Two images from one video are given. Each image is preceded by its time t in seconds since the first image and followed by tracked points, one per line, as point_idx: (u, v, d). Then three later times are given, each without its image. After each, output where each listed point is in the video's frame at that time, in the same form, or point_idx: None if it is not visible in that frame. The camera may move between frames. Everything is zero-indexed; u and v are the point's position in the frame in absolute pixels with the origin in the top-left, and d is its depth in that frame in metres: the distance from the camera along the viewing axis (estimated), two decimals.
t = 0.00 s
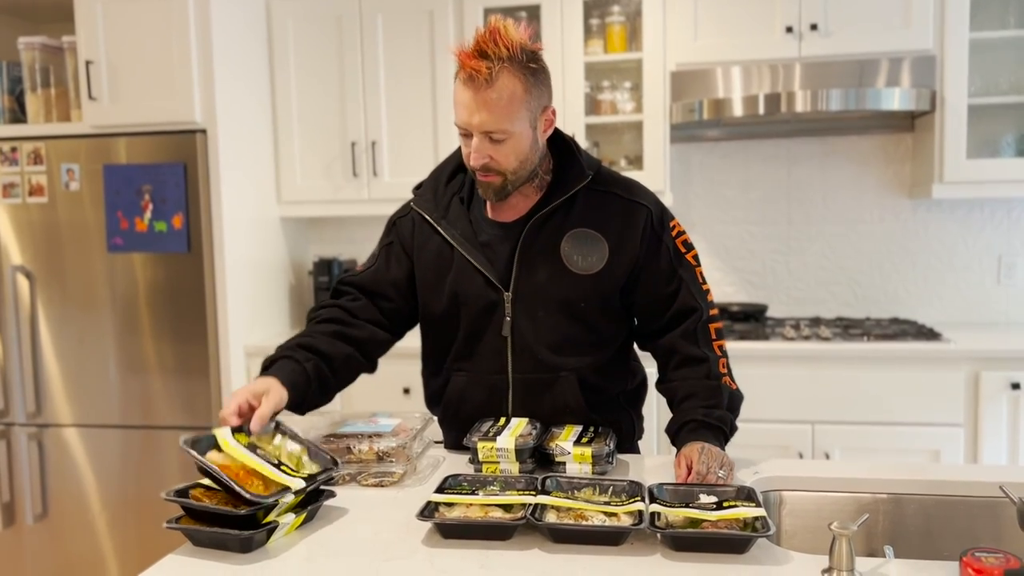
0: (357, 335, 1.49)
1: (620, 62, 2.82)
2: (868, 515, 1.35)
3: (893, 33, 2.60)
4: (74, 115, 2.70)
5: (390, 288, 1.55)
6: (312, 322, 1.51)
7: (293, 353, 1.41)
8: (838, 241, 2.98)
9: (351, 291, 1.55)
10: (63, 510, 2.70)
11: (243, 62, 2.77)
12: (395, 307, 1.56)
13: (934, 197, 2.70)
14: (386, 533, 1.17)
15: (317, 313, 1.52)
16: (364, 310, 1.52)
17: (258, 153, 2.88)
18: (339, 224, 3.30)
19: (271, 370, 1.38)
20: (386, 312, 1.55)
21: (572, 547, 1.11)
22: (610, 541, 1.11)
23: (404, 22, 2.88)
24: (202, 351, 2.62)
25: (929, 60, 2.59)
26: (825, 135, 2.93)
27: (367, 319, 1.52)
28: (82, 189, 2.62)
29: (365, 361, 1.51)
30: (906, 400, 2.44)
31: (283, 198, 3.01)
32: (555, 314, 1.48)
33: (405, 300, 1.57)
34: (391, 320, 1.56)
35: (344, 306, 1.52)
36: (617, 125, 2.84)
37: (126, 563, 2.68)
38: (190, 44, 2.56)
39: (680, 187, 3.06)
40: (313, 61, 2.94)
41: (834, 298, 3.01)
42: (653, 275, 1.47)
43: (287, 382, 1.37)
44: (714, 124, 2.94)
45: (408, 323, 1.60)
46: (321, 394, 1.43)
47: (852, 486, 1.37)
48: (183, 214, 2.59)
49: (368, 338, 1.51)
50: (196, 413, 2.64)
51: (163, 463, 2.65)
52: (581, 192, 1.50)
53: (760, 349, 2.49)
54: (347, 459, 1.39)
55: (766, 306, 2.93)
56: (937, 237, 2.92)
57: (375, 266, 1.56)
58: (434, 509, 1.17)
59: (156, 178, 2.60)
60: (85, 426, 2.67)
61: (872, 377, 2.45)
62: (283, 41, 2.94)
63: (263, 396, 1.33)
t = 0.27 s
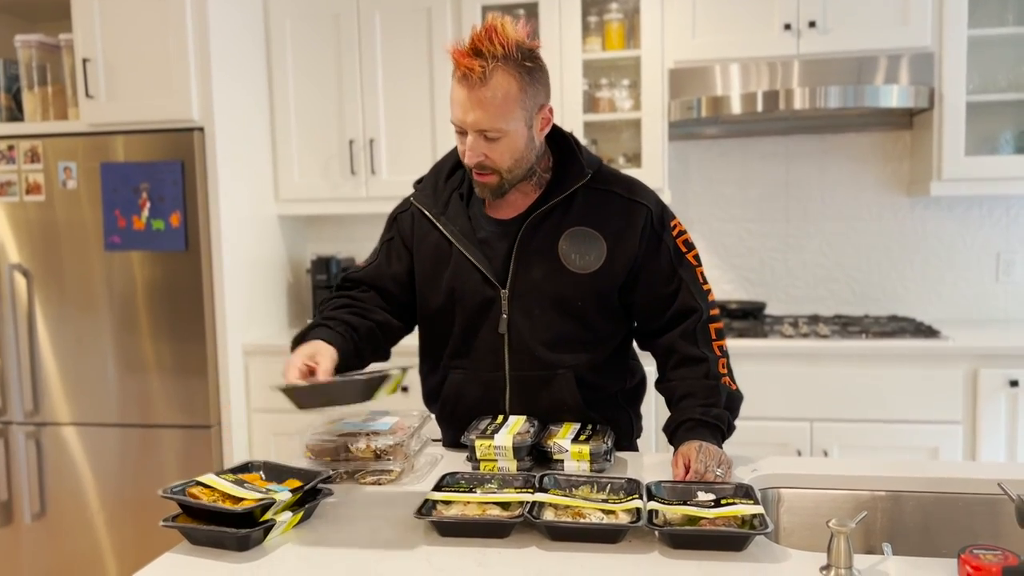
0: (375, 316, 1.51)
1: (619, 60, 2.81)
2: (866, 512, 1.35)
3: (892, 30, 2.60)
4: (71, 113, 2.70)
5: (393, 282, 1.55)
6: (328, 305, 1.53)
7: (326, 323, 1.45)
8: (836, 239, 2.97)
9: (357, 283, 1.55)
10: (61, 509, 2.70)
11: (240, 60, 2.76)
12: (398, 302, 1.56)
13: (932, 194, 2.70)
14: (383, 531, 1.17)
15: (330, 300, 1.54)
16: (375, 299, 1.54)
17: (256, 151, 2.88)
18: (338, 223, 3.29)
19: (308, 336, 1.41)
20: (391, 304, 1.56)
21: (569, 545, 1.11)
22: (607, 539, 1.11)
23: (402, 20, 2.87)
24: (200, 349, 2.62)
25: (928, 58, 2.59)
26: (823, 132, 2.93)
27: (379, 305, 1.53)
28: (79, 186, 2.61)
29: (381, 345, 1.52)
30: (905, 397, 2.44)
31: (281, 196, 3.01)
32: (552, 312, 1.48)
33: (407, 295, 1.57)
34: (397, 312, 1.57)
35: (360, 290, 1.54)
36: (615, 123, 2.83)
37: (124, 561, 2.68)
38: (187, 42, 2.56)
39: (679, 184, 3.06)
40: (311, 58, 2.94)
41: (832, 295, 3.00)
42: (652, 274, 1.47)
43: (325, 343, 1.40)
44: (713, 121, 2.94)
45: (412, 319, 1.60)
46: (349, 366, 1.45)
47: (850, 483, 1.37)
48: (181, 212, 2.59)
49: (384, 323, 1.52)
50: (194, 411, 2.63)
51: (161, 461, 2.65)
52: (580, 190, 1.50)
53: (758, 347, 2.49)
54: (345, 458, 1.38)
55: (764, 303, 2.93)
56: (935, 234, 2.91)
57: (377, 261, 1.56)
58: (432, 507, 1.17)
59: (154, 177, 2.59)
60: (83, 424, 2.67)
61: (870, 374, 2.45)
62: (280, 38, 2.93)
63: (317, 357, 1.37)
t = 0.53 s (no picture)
0: (391, 332, 1.49)
1: (617, 58, 2.81)
2: (865, 510, 1.34)
3: (891, 27, 2.59)
4: (69, 111, 2.69)
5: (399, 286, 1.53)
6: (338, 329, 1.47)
7: (348, 354, 1.40)
8: (835, 237, 2.97)
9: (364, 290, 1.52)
10: (59, 508, 2.69)
11: (238, 58, 2.75)
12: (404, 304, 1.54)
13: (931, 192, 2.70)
14: (382, 530, 1.17)
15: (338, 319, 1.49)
16: (383, 309, 1.51)
17: (254, 149, 2.87)
18: (336, 221, 3.29)
19: (335, 378, 1.36)
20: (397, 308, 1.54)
21: (568, 543, 1.11)
22: (606, 537, 1.10)
23: (400, 18, 2.87)
24: (198, 348, 2.62)
25: (926, 55, 2.58)
26: (822, 130, 2.92)
27: (388, 316, 1.51)
28: (77, 185, 2.61)
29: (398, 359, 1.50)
30: (904, 395, 2.43)
31: (279, 194, 3.00)
32: (552, 310, 1.47)
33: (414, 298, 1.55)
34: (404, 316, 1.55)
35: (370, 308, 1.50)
36: (614, 121, 2.83)
37: (123, 560, 2.68)
38: (185, 40, 2.55)
39: (678, 182, 3.06)
40: (309, 56, 2.93)
41: (831, 293, 3.00)
42: (652, 271, 1.47)
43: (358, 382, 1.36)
44: (711, 119, 2.93)
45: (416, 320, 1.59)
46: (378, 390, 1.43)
47: (849, 481, 1.36)
48: (179, 210, 2.58)
49: (399, 334, 1.50)
50: (193, 410, 2.63)
51: (159, 460, 2.64)
52: (581, 188, 1.50)
53: (757, 345, 2.49)
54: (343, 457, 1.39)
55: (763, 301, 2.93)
56: (934, 232, 2.91)
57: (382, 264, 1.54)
58: (430, 506, 1.17)
59: (151, 175, 2.59)
60: (81, 423, 2.67)
61: (869, 373, 2.44)
62: (278, 36, 2.92)
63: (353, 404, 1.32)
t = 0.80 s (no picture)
0: (386, 337, 1.49)
1: (615, 56, 2.81)
2: (864, 508, 1.35)
3: (889, 26, 2.60)
4: (67, 110, 2.69)
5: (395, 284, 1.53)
6: (334, 325, 1.47)
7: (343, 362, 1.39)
8: (834, 235, 2.97)
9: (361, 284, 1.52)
10: (58, 507, 2.69)
11: (236, 57, 2.75)
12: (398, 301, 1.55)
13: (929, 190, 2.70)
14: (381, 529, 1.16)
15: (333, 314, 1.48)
16: (379, 309, 1.51)
17: (253, 148, 2.87)
18: (335, 220, 3.29)
19: (331, 386, 1.36)
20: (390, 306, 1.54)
21: (567, 542, 1.11)
22: (605, 536, 1.10)
23: (399, 17, 2.87)
24: (197, 347, 2.61)
25: (925, 54, 2.59)
26: (821, 129, 2.93)
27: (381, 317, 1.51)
28: (75, 184, 2.61)
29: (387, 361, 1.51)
30: (902, 394, 2.44)
31: (277, 193, 3.00)
32: (552, 310, 1.47)
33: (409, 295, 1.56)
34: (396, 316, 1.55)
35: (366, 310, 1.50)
36: (612, 119, 2.83)
37: (121, 559, 2.68)
38: (183, 39, 2.55)
39: (676, 181, 3.06)
40: (307, 55, 2.93)
41: (829, 292, 3.01)
42: (652, 272, 1.47)
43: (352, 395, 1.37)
44: (710, 118, 2.93)
45: (409, 318, 1.59)
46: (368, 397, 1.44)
47: (848, 480, 1.37)
48: (177, 209, 2.58)
49: (391, 339, 1.51)
50: (191, 409, 2.63)
51: (158, 459, 2.64)
52: (581, 188, 1.50)
53: (756, 344, 2.49)
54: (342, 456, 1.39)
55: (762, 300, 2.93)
56: (933, 230, 2.91)
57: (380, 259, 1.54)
58: (429, 504, 1.17)
59: (150, 174, 2.58)
60: (80, 422, 2.67)
61: (868, 371, 2.45)
62: (276, 35, 2.92)
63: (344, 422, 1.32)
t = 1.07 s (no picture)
0: (359, 336, 1.48)
1: (614, 55, 2.81)
2: (862, 507, 1.35)
3: (887, 26, 2.60)
4: (65, 108, 2.69)
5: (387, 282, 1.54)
6: (311, 317, 1.46)
7: (299, 355, 1.37)
8: (832, 235, 2.98)
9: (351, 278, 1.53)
10: (56, 506, 2.69)
11: (234, 55, 2.75)
12: (388, 299, 1.55)
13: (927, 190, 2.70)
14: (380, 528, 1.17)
15: (314, 305, 1.48)
16: (363, 306, 1.51)
17: (251, 147, 2.87)
18: (333, 219, 3.29)
19: (273, 372, 1.34)
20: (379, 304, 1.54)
21: (566, 541, 1.11)
22: (604, 535, 1.10)
23: (398, 16, 2.87)
24: (195, 345, 2.61)
25: (923, 53, 2.59)
26: (819, 128, 2.93)
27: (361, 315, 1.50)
28: (73, 182, 2.60)
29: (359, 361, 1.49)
30: (900, 393, 2.44)
31: (276, 191, 3.00)
32: (549, 310, 1.48)
33: (400, 293, 1.56)
34: (384, 315, 1.55)
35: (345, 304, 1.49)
36: (611, 118, 2.83)
37: (120, 558, 2.68)
38: (182, 37, 2.55)
39: (675, 180, 3.06)
40: (306, 54, 2.93)
41: (827, 291, 3.01)
42: (649, 270, 1.47)
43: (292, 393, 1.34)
44: (708, 117, 2.94)
45: (398, 317, 1.59)
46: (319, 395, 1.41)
47: (846, 479, 1.37)
48: (176, 208, 2.58)
49: (367, 339, 1.49)
50: (190, 408, 2.63)
51: (156, 458, 2.64)
52: (577, 188, 1.50)
53: (754, 343, 2.49)
54: (340, 455, 1.38)
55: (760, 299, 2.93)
56: (931, 229, 2.92)
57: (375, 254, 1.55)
58: (428, 504, 1.17)
59: (148, 173, 2.58)
60: (79, 420, 2.67)
61: (866, 371, 2.45)
62: (275, 34, 2.92)
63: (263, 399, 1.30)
